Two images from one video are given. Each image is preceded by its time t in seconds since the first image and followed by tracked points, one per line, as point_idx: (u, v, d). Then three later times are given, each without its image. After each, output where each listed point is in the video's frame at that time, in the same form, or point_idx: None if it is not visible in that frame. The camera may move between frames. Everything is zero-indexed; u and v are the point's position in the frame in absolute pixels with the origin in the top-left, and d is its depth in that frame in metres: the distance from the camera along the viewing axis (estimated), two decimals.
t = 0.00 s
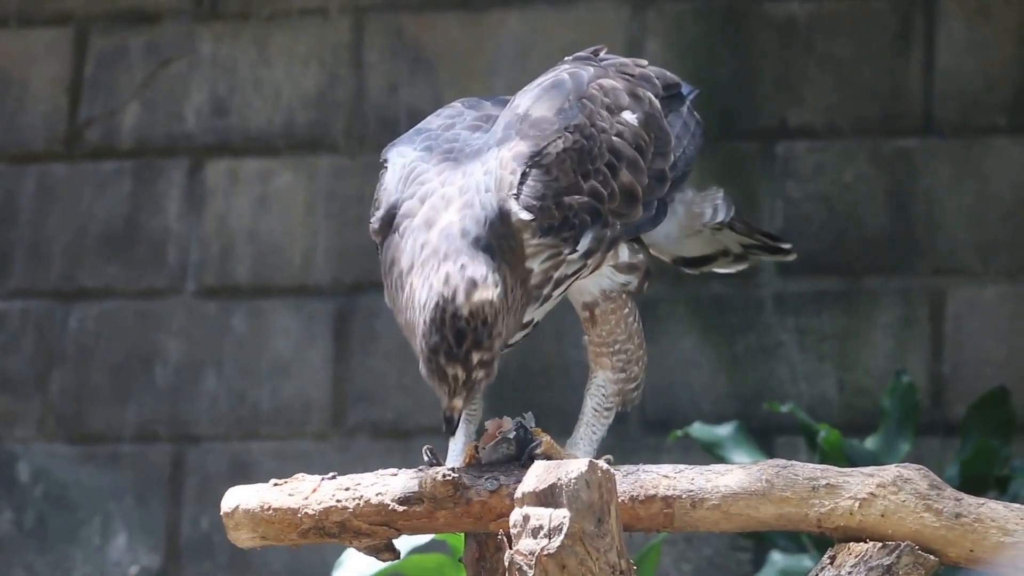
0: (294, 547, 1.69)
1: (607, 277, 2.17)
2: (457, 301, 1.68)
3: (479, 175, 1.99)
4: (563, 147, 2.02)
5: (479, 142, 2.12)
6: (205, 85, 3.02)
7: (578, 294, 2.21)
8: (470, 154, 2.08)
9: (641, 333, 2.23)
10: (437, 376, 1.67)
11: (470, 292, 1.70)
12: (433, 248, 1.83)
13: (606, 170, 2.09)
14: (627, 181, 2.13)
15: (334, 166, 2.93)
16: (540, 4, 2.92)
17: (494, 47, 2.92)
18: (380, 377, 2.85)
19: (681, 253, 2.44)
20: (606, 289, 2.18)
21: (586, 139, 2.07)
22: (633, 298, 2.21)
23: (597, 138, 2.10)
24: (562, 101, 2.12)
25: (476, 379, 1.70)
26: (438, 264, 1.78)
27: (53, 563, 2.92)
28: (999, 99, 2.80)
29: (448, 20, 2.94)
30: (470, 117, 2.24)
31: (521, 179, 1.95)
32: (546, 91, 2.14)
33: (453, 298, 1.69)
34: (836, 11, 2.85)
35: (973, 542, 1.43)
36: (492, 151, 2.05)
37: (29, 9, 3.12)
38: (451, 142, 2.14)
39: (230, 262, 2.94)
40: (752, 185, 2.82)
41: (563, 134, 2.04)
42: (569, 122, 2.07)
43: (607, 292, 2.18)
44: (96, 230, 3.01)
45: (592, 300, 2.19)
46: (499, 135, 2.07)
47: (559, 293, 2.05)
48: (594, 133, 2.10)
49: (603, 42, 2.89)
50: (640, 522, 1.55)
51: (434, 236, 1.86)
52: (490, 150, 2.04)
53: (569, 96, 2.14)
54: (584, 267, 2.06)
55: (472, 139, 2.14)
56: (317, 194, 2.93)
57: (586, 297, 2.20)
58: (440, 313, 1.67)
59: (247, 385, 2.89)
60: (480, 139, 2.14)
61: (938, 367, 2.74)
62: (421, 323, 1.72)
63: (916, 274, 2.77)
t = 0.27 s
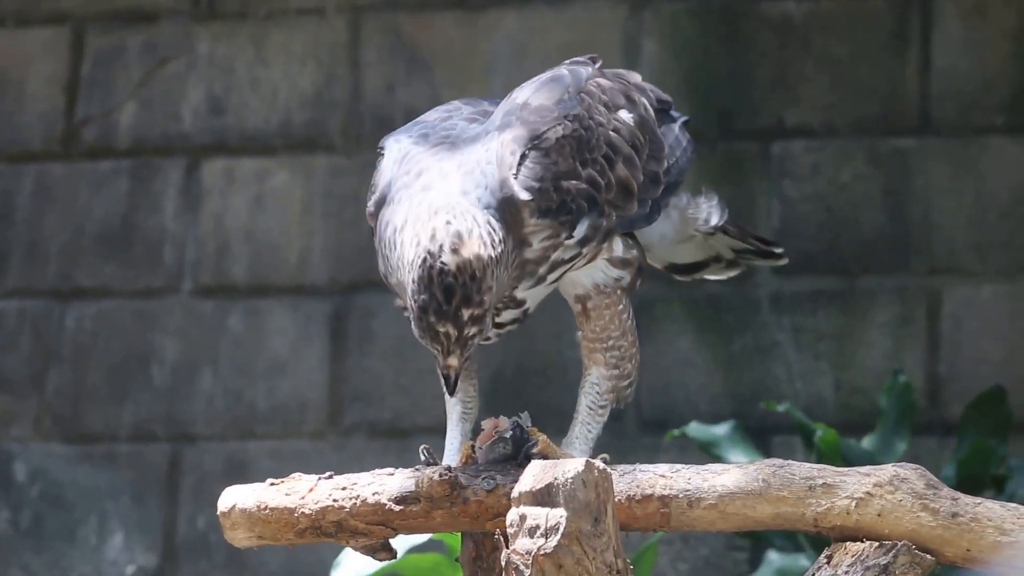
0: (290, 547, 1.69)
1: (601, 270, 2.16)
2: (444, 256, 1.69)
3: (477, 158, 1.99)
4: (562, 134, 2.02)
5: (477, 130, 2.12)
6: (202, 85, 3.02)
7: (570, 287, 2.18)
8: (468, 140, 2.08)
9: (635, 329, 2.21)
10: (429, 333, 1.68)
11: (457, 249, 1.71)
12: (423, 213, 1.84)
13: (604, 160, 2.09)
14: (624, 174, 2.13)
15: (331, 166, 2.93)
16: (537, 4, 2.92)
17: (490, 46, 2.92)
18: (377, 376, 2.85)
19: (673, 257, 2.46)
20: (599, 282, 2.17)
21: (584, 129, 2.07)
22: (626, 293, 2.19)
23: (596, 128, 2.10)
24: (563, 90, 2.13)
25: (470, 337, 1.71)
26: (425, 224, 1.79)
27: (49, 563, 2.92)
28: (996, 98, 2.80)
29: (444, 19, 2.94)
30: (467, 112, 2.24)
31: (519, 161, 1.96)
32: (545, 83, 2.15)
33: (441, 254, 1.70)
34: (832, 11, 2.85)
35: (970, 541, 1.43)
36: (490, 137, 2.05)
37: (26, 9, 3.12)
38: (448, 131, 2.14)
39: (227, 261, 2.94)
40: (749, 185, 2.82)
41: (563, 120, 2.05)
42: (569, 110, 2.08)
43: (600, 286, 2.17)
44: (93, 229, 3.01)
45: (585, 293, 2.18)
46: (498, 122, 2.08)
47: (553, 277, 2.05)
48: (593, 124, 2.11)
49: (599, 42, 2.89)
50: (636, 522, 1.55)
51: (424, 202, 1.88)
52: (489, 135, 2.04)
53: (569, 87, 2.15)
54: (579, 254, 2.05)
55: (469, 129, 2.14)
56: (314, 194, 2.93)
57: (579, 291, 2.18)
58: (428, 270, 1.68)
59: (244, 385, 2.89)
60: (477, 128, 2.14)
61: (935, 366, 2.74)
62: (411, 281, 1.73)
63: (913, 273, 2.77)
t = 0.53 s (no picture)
0: (287, 545, 1.69)
1: (598, 266, 2.16)
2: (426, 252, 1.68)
3: (475, 149, 1.99)
4: (561, 126, 2.03)
5: (475, 124, 2.12)
6: (199, 83, 3.02)
7: (566, 282, 2.17)
8: (466, 133, 2.08)
9: (631, 327, 2.20)
10: (427, 329, 1.70)
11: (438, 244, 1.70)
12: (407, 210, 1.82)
13: (602, 155, 2.10)
14: (621, 171, 2.14)
15: (328, 164, 2.93)
16: (534, 3, 2.92)
17: (487, 45, 2.92)
18: (374, 375, 2.85)
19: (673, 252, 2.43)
20: (595, 278, 2.16)
21: (583, 124, 2.08)
22: (622, 290, 2.18)
23: (594, 124, 2.11)
24: (563, 85, 2.14)
25: (470, 326, 1.70)
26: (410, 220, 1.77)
27: (46, 562, 2.92)
28: (994, 97, 2.80)
29: (441, 18, 2.94)
30: (464, 108, 2.23)
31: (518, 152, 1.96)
32: (544, 79, 2.16)
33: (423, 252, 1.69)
34: (830, 10, 2.85)
35: (966, 540, 1.43)
36: (489, 129, 2.05)
37: (23, 8, 3.12)
38: (445, 124, 2.14)
39: (224, 260, 2.94)
40: (746, 184, 2.82)
41: (562, 114, 2.06)
42: (568, 105, 2.09)
43: (597, 282, 2.16)
44: (90, 228, 3.01)
45: (581, 288, 2.16)
46: (497, 115, 2.07)
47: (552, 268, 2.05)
48: (592, 119, 2.11)
49: (596, 40, 2.89)
50: (633, 521, 1.55)
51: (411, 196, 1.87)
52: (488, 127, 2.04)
53: (568, 83, 2.16)
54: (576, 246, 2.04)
55: (467, 123, 2.14)
56: (311, 193, 2.93)
57: (574, 286, 2.17)
58: (415, 269, 1.68)
59: (241, 384, 2.89)
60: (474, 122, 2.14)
61: (932, 365, 2.74)
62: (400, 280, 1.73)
63: (910, 272, 2.77)
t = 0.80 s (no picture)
0: (285, 545, 1.68)
1: (598, 264, 2.15)
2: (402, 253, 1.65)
3: (476, 144, 1.97)
4: (564, 124, 2.03)
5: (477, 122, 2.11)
6: (197, 83, 3.02)
7: (566, 281, 2.17)
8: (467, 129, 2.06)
9: (630, 327, 2.20)
10: (413, 329, 1.67)
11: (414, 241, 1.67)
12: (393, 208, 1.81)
13: (602, 154, 2.10)
14: (622, 171, 2.14)
15: (326, 164, 2.93)
16: (531, 3, 2.92)
17: (485, 45, 2.92)
18: (371, 375, 2.85)
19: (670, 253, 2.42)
20: (595, 277, 2.15)
21: (585, 123, 2.08)
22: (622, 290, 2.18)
23: (595, 122, 2.12)
24: (563, 83, 2.14)
25: (457, 323, 1.65)
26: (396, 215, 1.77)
27: (44, 561, 2.92)
28: (991, 97, 2.80)
29: (438, 18, 2.94)
30: (466, 108, 2.22)
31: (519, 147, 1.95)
32: (546, 78, 2.15)
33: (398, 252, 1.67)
34: (827, 10, 2.85)
35: (964, 540, 1.43)
36: (491, 125, 2.03)
37: (21, 9, 3.12)
38: (446, 122, 2.13)
39: (222, 260, 2.93)
40: (744, 184, 2.82)
41: (563, 112, 2.06)
42: (570, 103, 2.09)
43: (596, 281, 2.15)
44: (88, 228, 3.01)
45: (580, 288, 2.16)
46: (499, 113, 2.06)
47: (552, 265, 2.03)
48: (592, 117, 2.12)
49: (594, 40, 2.89)
50: (631, 520, 1.55)
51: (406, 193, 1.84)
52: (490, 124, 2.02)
53: (571, 83, 2.16)
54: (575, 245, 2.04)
55: (469, 121, 2.13)
56: (309, 193, 2.93)
57: (574, 286, 2.17)
58: (392, 270, 1.66)
59: (239, 383, 2.89)
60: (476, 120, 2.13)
61: (930, 365, 2.74)
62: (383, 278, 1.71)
63: (908, 272, 2.77)
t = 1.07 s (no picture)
0: (286, 545, 1.68)
1: (600, 267, 2.16)
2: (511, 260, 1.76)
3: (477, 154, 1.95)
4: (564, 129, 2.02)
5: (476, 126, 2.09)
6: (197, 83, 3.02)
7: (569, 284, 2.18)
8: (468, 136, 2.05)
9: (632, 329, 2.20)
10: (491, 343, 1.75)
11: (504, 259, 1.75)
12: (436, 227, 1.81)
13: (603, 155, 2.10)
14: (623, 172, 2.14)
15: (326, 164, 2.93)
16: (532, 3, 2.92)
17: (485, 45, 2.92)
18: (372, 375, 2.85)
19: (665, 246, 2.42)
20: (598, 280, 2.16)
21: (584, 126, 2.08)
22: (624, 293, 2.19)
23: (594, 124, 2.11)
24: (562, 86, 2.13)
25: (532, 341, 1.80)
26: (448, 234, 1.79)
27: (44, 562, 2.92)
28: (991, 97, 2.80)
29: (439, 18, 2.94)
30: (465, 109, 2.22)
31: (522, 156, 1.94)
32: (544, 80, 2.14)
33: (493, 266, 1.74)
34: (827, 10, 2.85)
35: (966, 540, 1.43)
36: (491, 132, 2.01)
37: (21, 9, 3.12)
38: (446, 127, 2.11)
39: (222, 260, 2.93)
40: (744, 184, 2.82)
41: (564, 117, 2.05)
42: (570, 107, 2.08)
43: (599, 284, 2.16)
44: (88, 228, 3.01)
45: (583, 291, 2.17)
46: (498, 117, 2.05)
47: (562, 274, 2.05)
48: (592, 119, 2.11)
49: (595, 40, 2.89)
50: (632, 520, 1.55)
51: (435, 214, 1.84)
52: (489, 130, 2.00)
53: (568, 84, 2.15)
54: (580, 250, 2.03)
55: (467, 125, 2.11)
56: (309, 193, 2.93)
57: (577, 288, 2.18)
58: (490, 284, 1.73)
59: (239, 383, 2.89)
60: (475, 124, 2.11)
61: (930, 365, 2.74)
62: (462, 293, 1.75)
63: (908, 272, 2.77)
